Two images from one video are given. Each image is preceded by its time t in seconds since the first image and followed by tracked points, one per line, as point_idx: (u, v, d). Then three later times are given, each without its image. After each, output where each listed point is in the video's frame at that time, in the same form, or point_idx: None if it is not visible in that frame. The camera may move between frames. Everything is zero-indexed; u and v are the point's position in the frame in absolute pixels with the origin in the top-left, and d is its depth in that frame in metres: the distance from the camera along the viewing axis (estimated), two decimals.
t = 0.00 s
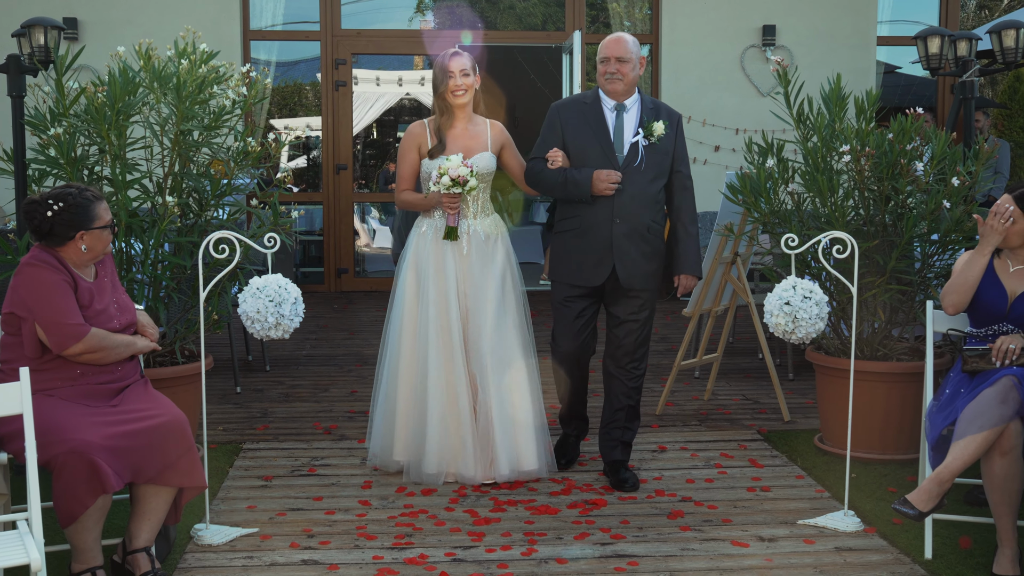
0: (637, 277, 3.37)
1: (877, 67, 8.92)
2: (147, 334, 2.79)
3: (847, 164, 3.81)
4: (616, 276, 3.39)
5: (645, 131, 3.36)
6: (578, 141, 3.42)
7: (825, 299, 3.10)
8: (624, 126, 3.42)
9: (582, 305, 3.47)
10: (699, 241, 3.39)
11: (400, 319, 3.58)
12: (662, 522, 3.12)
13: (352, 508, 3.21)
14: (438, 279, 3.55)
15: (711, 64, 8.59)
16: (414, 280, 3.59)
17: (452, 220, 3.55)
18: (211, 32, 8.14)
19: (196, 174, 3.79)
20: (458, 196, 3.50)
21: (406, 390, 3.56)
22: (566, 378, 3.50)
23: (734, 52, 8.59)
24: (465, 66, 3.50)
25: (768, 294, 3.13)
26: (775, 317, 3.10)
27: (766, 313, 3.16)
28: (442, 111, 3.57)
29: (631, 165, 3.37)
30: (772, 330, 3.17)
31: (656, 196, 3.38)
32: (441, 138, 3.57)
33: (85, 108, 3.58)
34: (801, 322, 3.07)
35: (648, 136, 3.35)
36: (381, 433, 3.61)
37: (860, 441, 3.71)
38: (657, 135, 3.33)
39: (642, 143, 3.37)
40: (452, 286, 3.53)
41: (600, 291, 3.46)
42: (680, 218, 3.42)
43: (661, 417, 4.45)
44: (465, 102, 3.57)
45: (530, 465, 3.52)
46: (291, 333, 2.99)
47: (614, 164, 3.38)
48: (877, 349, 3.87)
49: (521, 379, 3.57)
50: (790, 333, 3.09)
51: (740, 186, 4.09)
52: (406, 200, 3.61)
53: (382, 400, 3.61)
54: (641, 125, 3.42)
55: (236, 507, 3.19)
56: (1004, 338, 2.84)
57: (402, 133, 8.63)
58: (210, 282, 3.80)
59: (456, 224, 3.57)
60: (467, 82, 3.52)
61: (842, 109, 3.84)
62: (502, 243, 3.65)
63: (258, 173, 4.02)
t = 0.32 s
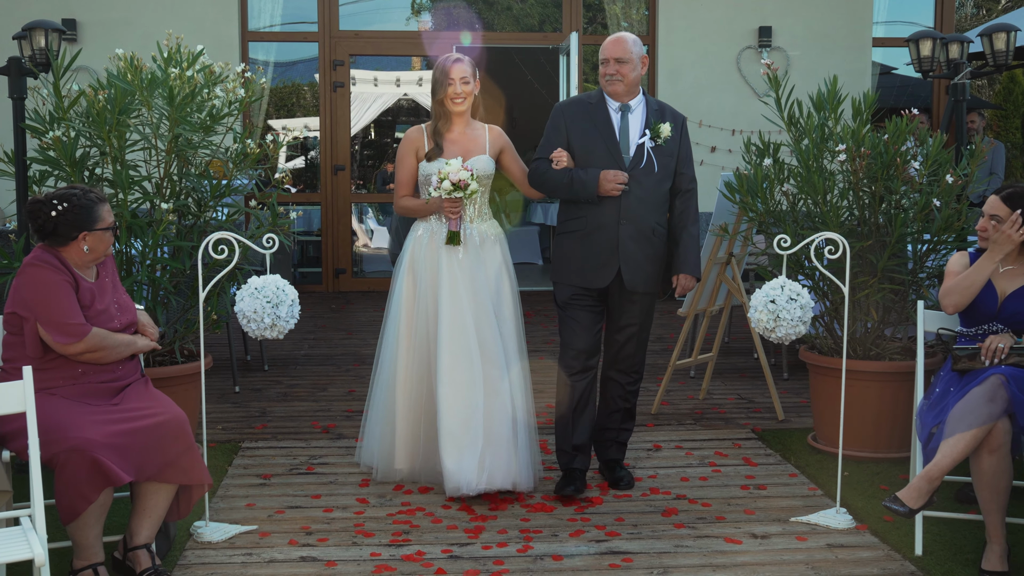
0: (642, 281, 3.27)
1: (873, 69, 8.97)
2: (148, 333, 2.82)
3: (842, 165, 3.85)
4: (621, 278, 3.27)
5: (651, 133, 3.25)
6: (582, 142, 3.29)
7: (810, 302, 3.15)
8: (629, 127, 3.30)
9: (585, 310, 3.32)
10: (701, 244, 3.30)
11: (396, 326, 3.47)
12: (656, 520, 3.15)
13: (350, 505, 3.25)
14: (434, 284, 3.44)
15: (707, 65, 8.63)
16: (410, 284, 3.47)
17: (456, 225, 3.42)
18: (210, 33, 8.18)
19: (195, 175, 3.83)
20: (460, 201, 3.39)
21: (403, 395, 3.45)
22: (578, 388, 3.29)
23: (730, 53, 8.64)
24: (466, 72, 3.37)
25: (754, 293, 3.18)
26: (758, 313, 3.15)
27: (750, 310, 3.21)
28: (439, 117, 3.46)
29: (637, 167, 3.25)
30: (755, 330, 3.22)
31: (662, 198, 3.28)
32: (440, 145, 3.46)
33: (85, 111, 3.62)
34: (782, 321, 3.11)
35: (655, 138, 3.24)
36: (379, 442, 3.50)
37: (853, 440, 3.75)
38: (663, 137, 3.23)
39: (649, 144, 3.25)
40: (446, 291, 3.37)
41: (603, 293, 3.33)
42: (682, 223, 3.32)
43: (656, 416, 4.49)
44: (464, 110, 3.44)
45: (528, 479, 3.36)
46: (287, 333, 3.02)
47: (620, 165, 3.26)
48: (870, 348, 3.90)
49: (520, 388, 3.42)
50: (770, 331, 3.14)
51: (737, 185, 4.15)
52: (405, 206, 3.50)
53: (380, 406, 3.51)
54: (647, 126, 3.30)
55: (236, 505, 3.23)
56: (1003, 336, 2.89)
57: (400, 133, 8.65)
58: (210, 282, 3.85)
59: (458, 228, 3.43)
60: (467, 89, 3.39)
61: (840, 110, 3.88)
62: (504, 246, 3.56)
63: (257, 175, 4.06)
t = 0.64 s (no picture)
0: (644, 286, 3.25)
1: (869, 69, 9.02)
2: (149, 332, 2.86)
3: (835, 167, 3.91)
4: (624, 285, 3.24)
5: (647, 137, 3.25)
6: (578, 148, 3.27)
7: (807, 300, 3.19)
8: (625, 131, 3.29)
9: (587, 317, 3.28)
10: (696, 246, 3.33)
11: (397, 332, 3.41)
12: (651, 516, 3.19)
13: (349, 502, 3.29)
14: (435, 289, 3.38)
15: (704, 65, 8.67)
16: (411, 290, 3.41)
17: (454, 227, 3.35)
18: (208, 34, 8.21)
19: (195, 176, 3.87)
20: (459, 201, 3.31)
21: (405, 404, 3.40)
22: (589, 394, 3.24)
23: (727, 54, 8.68)
24: (467, 72, 3.29)
25: (751, 294, 3.23)
26: (756, 313, 3.20)
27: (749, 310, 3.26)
28: (443, 118, 3.39)
29: (634, 171, 3.25)
30: (755, 330, 3.26)
31: (659, 201, 3.28)
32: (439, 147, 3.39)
33: (87, 112, 3.65)
34: (781, 319, 3.14)
35: (651, 141, 3.24)
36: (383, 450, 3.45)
37: (847, 438, 3.79)
38: (660, 140, 3.22)
39: (645, 148, 3.25)
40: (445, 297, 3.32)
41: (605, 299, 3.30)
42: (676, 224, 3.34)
43: (653, 415, 4.53)
44: (467, 109, 3.36)
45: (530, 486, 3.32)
46: (290, 331, 3.06)
47: (617, 171, 3.25)
48: (864, 347, 3.94)
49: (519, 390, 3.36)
50: (770, 330, 3.18)
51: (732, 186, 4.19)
52: (405, 210, 3.43)
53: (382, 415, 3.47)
54: (643, 129, 3.30)
55: (236, 502, 3.26)
56: (997, 335, 2.90)
57: (397, 133, 8.69)
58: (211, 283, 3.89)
59: (457, 230, 3.36)
60: (469, 89, 3.31)
61: (833, 112, 3.90)
62: (505, 247, 3.48)
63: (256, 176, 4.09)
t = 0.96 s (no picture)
0: (637, 283, 3.26)
1: (865, 70, 9.07)
2: (150, 328, 2.89)
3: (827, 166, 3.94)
4: (617, 283, 3.26)
5: (632, 130, 3.28)
6: (563, 146, 3.29)
7: (799, 298, 3.22)
8: (609, 126, 3.32)
9: (580, 318, 3.30)
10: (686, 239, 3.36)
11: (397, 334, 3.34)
12: (646, 511, 3.23)
13: (347, 498, 3.33)
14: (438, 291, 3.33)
15: (700, 66, 8.72)
16: (412, 291, 3.36)
17: (456, 225, 3.32)
18: (205, 34, 8.24)
19: (195, 175, 3.91)
20: (459, 200, 3.27)
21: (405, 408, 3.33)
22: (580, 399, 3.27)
23: (724, 54, 8.72)
24: (469, 65, 3.26)
25: (744, 293, 3.25)
26: (749, 313, 3.23)
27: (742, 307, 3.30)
28: (443, 111, 3.38)
29: (623, 166, 3.27)
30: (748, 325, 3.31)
31: (648, 195, 3.30)
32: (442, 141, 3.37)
33: (86, 111, 3.69)
34: (773, 319, 3.20)
35: (636, 134, 3.27)
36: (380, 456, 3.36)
37: (840, 435, 3.83)
38: (645, 131, 3.26)
39: (631, 142, 3.29)
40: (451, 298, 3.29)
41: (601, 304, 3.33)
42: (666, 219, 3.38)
43: (648, 412, 4.57)
44: (469, 102, 3.34)
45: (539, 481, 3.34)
46: (286, 329, 3.10)
47: (605, 167, 3.27)
48: (856, 345, 3.98)
49: (527, 389, 3.33)
50: (763, 328, 3.23)
51: (726, 186, 4.22)
52: (408, 208, 3.39)
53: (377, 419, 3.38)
54: (626, 122, 3.34)
55: (236, 496, 3.30)
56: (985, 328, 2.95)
57: (396, 133, 8.73)
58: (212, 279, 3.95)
59: (460, 229, 3.34)
60: (470, 82, 3.30)
61: (824, 112, 3.97)
62: (510, 244, 3.45)
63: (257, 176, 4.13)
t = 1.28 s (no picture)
0: (633, 279, 3.26)
1: (860, 70, 9.12)
2: (151, 325, 2.92)
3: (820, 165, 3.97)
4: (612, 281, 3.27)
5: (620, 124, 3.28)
6: (551, 146, 3.32)
7: (789, 295, 3.26)
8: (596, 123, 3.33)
9: (573, 317, 3.34)
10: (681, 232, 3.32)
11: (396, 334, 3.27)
12: (641, 506, 3.28)
13: (345, 493, 3.37)
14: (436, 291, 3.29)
15: (697, 66, 8.76)
16: (410, 291, 3.30)
17: (454, 226, 3.31)
18: (204, 34, 8.27)
19: (193, 175, 3.95)
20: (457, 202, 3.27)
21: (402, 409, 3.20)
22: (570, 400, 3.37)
23: (720, 55, 8.77)
24: (464, 63, 3.29)
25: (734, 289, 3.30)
26: (737, 307, 3.28)
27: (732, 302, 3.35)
28: (436, 110, 3.40)
29: (613, 161, 3.28)
30: (736, 321, 3.35)
31: (641, 190, 3.32)
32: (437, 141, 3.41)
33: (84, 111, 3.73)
34: (761, 313, 3.23)
35: (624, 128, 3.27)
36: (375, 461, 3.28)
37: (833, 431, 3.88)
38: (633, 126, 3.26)
39: (619, 137, 3.29)
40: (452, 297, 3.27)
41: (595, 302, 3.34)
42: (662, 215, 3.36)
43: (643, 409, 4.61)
44: (464, 101, 3.38)
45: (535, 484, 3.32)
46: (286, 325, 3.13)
47: (595, 163, 3.28)
48: (849, 342, 4.02)
49: (528, 392, 3.34)
50: (750, 323, 3.27)
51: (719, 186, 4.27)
52: (406, 209, 3.42)
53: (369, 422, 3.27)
54: (613, 117, 3.36)
55: (236, 492, 3.34)
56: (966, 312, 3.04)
57: (394, 134, 8.77)
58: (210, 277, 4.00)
59: (457, 230, 3.33)
60: (465, 81, 3.32)
61: (818, 112, 3.99)
62: (508, 243, 3.48)
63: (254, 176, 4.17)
